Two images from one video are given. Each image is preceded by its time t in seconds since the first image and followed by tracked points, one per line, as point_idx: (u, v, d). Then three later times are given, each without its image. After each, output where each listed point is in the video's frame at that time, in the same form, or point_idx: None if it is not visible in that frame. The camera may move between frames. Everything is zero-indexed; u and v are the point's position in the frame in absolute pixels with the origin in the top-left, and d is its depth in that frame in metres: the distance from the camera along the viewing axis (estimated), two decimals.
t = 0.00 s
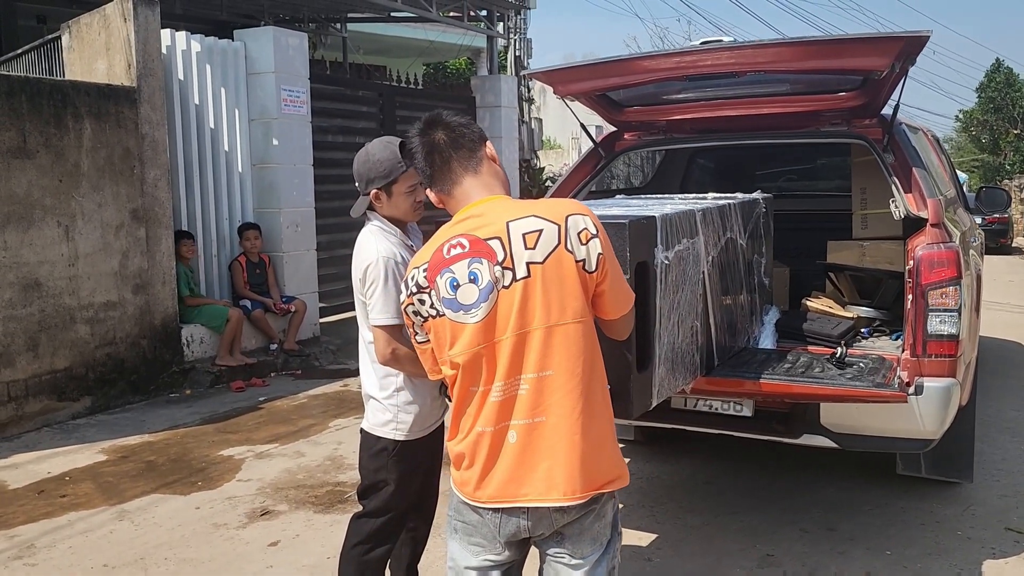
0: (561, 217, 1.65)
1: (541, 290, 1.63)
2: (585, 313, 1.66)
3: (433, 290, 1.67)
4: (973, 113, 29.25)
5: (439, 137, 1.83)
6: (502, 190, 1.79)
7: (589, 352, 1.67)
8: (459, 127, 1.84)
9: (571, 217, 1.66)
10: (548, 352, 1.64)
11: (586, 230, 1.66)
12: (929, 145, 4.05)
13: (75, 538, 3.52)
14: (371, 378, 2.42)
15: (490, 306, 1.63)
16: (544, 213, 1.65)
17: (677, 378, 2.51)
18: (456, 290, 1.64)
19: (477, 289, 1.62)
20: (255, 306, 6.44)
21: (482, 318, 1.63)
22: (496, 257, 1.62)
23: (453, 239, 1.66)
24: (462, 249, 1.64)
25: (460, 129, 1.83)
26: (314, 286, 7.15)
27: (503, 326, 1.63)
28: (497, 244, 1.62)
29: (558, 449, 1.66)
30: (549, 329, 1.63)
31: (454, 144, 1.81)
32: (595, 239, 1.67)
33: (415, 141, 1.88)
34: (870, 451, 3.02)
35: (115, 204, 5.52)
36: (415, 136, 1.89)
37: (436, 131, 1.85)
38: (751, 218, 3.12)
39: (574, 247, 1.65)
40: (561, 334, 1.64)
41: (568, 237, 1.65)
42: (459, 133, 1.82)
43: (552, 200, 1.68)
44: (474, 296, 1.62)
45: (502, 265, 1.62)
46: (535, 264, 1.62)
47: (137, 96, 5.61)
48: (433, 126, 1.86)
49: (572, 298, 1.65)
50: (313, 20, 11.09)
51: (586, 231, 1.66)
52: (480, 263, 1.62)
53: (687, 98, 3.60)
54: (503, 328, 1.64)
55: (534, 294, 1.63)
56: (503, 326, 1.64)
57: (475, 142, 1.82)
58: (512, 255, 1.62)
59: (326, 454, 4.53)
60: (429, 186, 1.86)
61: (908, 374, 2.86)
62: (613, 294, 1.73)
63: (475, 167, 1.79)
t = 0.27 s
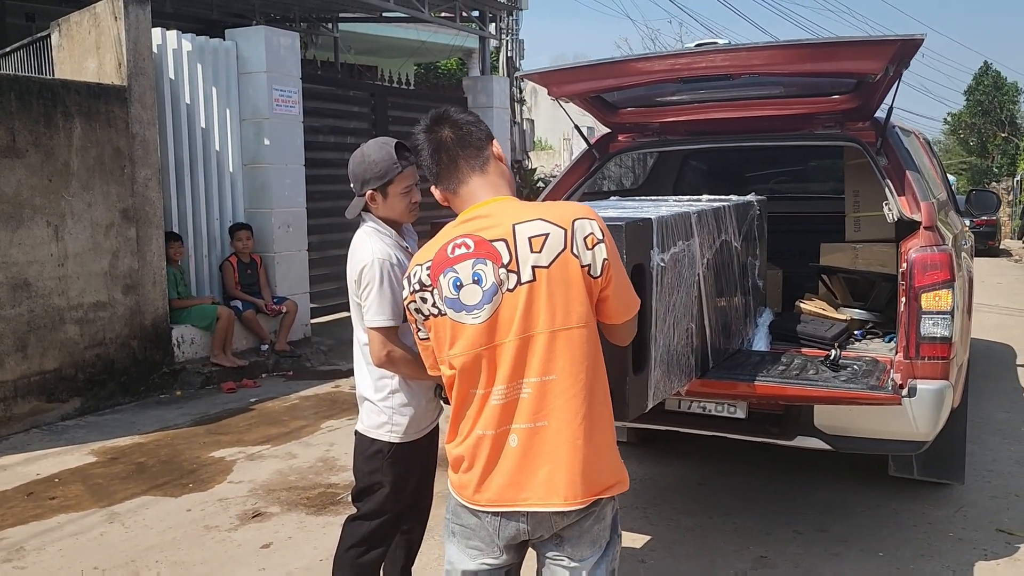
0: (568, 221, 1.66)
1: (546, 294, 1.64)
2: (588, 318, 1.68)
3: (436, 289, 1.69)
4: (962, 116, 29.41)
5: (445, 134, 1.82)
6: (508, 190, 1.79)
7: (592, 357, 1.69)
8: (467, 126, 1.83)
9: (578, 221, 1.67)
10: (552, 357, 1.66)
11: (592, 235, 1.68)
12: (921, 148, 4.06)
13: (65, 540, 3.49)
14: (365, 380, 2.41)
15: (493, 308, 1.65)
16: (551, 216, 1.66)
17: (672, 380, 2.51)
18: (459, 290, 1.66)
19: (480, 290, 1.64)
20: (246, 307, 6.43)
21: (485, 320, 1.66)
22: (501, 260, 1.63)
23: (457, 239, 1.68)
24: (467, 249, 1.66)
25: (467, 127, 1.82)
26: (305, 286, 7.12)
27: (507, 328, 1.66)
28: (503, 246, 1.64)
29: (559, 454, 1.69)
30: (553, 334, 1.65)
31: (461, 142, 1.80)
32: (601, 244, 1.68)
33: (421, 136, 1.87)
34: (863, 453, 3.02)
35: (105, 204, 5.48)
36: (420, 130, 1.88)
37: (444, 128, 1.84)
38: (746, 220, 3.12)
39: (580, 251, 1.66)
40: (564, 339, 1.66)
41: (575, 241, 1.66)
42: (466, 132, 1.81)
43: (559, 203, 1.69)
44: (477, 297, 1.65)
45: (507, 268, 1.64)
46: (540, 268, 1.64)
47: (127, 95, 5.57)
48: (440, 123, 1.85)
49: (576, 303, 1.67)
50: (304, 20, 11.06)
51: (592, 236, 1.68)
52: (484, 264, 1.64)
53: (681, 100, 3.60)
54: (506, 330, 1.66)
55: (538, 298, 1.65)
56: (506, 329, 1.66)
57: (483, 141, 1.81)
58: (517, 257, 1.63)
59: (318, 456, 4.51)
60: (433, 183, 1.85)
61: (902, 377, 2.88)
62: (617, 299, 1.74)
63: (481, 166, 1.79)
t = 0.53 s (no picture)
0: (574, 223, 1.71)
1: (551, 295, 1.69)
2: (592, 320, 1.72)
3: (438, 287, 1.73)
4: (943, 116, 29.69)
5: (451, 130, 1.82)
6: (513, 189, 1.80)
7: (594, 359, 1.74)
8: (472, 123, 1.83)
9: (585, 224, 1.72)
10: (555, 358, 1.71)
11: (598, 237, 1.72)
12: (907, 149, 4.10)
13: (50, 543, 3.46)
14: (358, 380, 2.40)
15: (497, 306, 1.70)
16: (557, 218, 1.70)
17: (665, 379, 2.52)
18: (462, 288, 1.71)
19: (484, 289, 1.69)
20: (231, 307, 6.38)
21: (488, 318, 1.70)
22: (507, 259, 1.68)
23: (462, 237, 1.72)
24: (471, 247, 1.70)
25: (473, 124, 1.83)
26: (292, 286, 7.09)
27: (510, 328, 1.70)
28: (509, 246, 1.68)
29: (560, 455, 1.73)
30: (557, 335, 1.70)
31: (467, 138, 1.80)
32: (605, 246, 1.73)
33: (425, 130, 1.87)
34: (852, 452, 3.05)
35: (89, 202, 5.43)
36: (425, 125, 1.88)
37: (448, 123, 1.84)
38: (735, 220, 3.13)
39: (586, 253, 1.71)
40: (568, 340, 1.71)
41: (581, 243, 1.71)
42: (471, 129, 1.81)
43: (566, 204, 1.74)
44: (481, 295, 1.69)
45: (512, 268, 1.68)
46: (546, 269, 1.68)
47: (112, 93, 5.52)
48: (446, 117, 1.85)
49: (580, 305, 1.71)
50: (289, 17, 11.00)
51: (598, 239, 1.72)
52: (489, 263, 1.68)
53: (670, 100, 3.60)
54: (509, 330, 1.71)
55: (543, 298, 1.69)
56: (510, 329, 1.71)
57: (489, 138, 1.81)
58: (523, 257, 1.68)
59: (306, 457, 4.49)
60: (436, 179, 1.85)
61: (890, 375, 2.90)
62: (619, 301, 1.78)
63: (486, 163, 1.79)
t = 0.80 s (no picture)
0: (585, 225, 1.75)
1: (560, 295, 1.73)
2: (600, 320, 1.77)
3: (445, 283, 1.77)
4: (925, 115, 29.94)
5: (461, 126, 1.85)
6: (521, 187, 1.84)
7: (601, 359, 1.78)
8: (483, 120, 1.87)
9: (594, 226, 1.76)
10: (563, 357, 1.75)
11: (608, 239, 1.77)
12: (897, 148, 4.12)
13: (40, 544, 3.43)
14: (354, 380, 2.39)
15: (505, 304, 1.74)
16: (568, 219, 1.75)
17: (661, 378, 2.53)
18: (470, 285, 1.74)
19: (493, 287, 1.73)
20: (219, 306, 6.35)
21: (496, 316, 1.74)
22: (517, 258, 1.72)
23: (470, 235, 1.76)
24: (480, 245, 1.74)
25: (483, 120, 1.86)
26: (280, 285, 7.06)
27: (519, 326, 1.74)
28: (519, 245, 1.72)
29: (565, 455, 1.76)
30: (565, 335, 1.74)
31: (477, 135, 1.84)
32: (614, 249, 1.78)
33: (434, 125, 1.90)
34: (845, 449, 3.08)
35: (75, 201, 5.38)
36: (435, 122, 1.91)
37: (459, 119, 1.87)
38: (728, 219, 3.14)
39: (596, 254, 1.76)
40: (576, 340, 1.75)
41: (591, 245, 1.75)
42: (481, 126, 1.85)
43: (576, 206, 1.79)
44: (489, 293, 1.73)
45: (522, 267, 1.72)
46: (556, 269, 1.72)
47: (98, 90, 5.47)
48: (457, 114, 1.88)
49: (589, 306, 1.75)
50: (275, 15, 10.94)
51: (607, 240, 1.77)
52: (498, 261, 1.72)
53: (662, 99, 3.60)
54: (517, 328, 1.74)
55: (552, 297, 1.73)
56: (518, 327, 1.75)
57: (499, 135, 1.85)
58: (533, 256, 1.72)
59: (297, 456, 4.48)
60: (445, 174, 1.87)
61: (882, 373, 2.92)
62: (626, 302, 1.82)
63: (496, 159, 1.83)
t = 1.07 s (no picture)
0: (586, 225, 1.76)
1: (561, 295, 1.74)
2: (600, 321, 1.77)
3: (446, 281, 1.77)
4: (909, 116, 30.18)
5: (465, 125, 1.87)
6: (523, 187, 1.86)
7: (600, 360, 1.79)
8: (486, 119, 1.88)
9: (596, 226, 1.77)
10: (563, 357, 1.75)
11: (609, 240, 1.78)
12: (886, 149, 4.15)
13: (28, 544, 3.40)
14: (349, 379, 2.39)
15: (506, 303, 1.74)
16: (570, 219, 1.76)
17: (655, 377, 2.54)
18: (471, 284, 1.75)
19: (493, 286, 1.73)
20: (206, 304, 6.31)
21: (496, 315, 1.74)
22: (518, 258, 1.72)
23: (471, 233, 1.76)
24: (482, 244, 1.74)
25: (487, 120, 1.87)
26: (267, 283, 7.03)
27: (519, 326, 1.75)
28: (521, 244, 1.73)
29: (564, 455, 1.76)
30: (566, 336, 1.75)
31: (481, 134, 1.85)
32: (615, 250, 1.79)
33: (438, 123, 1.91)
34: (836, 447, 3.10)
35: (61, 198, 5.34)
36: (438, 121, 1.92)
37: (462, 118, 1.88)
38: (721, 219, 3.16)
39: (597, 255, 1.77)
40: (576, 341, 1.75)
41: (592, 245, 1.76)
42: (483, 125, 1.86)
43: (577, 207, 1.79)
44: (489, 292, 1.73)
45: (523, 267, 1.73)
46: (558, 269, 1.73)
47: (85, 87, 5.42)
48: (460, 112, 1.89)
49: (589, 307, 1.76)
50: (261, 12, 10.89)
51: (608, 242, 1.78)
52: (499, 260, 1.73)
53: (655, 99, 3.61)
54: (518, 328, 1.75)
55: (553, 297, 1.74)
56: (518, 327, 1.75)
57: (502, 134, 1.86)
58: (535, 257, 1.73)
59: (286, 455, 4.46)
60: (447, 172, 1.89)
61: (872, 372, 2.93)
62: (626, 303, 1.83)
63: (499, 158, 1.84)
